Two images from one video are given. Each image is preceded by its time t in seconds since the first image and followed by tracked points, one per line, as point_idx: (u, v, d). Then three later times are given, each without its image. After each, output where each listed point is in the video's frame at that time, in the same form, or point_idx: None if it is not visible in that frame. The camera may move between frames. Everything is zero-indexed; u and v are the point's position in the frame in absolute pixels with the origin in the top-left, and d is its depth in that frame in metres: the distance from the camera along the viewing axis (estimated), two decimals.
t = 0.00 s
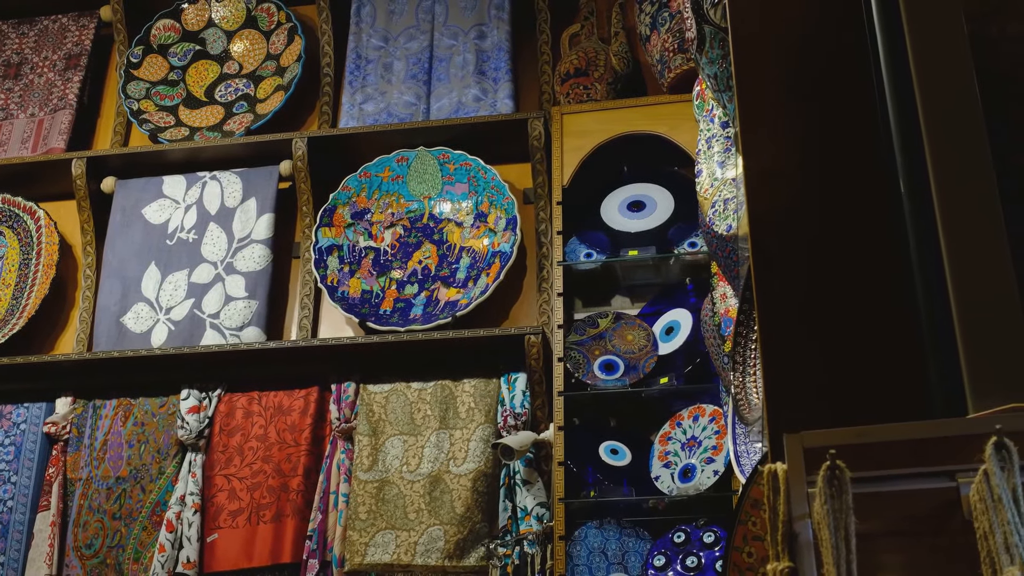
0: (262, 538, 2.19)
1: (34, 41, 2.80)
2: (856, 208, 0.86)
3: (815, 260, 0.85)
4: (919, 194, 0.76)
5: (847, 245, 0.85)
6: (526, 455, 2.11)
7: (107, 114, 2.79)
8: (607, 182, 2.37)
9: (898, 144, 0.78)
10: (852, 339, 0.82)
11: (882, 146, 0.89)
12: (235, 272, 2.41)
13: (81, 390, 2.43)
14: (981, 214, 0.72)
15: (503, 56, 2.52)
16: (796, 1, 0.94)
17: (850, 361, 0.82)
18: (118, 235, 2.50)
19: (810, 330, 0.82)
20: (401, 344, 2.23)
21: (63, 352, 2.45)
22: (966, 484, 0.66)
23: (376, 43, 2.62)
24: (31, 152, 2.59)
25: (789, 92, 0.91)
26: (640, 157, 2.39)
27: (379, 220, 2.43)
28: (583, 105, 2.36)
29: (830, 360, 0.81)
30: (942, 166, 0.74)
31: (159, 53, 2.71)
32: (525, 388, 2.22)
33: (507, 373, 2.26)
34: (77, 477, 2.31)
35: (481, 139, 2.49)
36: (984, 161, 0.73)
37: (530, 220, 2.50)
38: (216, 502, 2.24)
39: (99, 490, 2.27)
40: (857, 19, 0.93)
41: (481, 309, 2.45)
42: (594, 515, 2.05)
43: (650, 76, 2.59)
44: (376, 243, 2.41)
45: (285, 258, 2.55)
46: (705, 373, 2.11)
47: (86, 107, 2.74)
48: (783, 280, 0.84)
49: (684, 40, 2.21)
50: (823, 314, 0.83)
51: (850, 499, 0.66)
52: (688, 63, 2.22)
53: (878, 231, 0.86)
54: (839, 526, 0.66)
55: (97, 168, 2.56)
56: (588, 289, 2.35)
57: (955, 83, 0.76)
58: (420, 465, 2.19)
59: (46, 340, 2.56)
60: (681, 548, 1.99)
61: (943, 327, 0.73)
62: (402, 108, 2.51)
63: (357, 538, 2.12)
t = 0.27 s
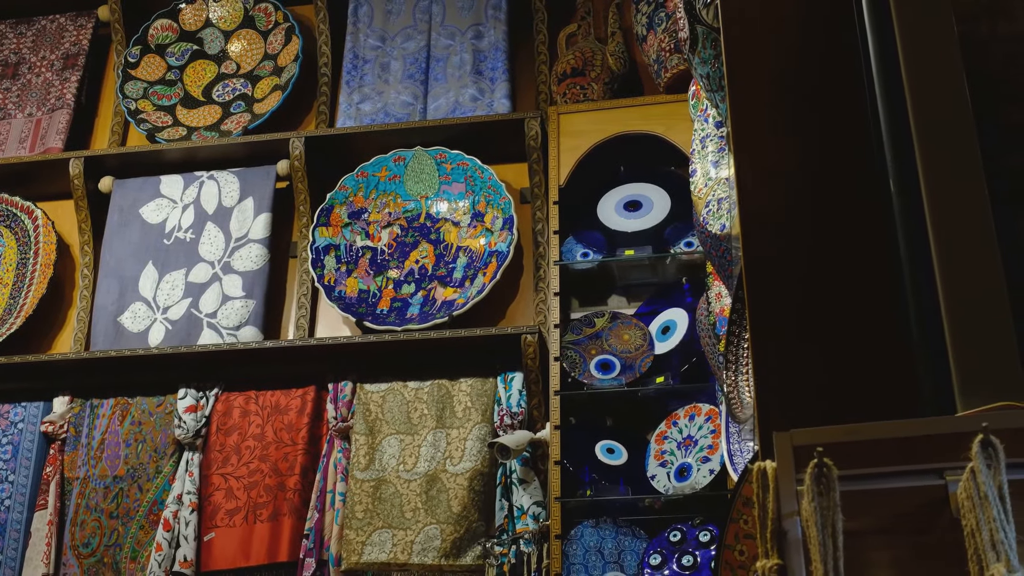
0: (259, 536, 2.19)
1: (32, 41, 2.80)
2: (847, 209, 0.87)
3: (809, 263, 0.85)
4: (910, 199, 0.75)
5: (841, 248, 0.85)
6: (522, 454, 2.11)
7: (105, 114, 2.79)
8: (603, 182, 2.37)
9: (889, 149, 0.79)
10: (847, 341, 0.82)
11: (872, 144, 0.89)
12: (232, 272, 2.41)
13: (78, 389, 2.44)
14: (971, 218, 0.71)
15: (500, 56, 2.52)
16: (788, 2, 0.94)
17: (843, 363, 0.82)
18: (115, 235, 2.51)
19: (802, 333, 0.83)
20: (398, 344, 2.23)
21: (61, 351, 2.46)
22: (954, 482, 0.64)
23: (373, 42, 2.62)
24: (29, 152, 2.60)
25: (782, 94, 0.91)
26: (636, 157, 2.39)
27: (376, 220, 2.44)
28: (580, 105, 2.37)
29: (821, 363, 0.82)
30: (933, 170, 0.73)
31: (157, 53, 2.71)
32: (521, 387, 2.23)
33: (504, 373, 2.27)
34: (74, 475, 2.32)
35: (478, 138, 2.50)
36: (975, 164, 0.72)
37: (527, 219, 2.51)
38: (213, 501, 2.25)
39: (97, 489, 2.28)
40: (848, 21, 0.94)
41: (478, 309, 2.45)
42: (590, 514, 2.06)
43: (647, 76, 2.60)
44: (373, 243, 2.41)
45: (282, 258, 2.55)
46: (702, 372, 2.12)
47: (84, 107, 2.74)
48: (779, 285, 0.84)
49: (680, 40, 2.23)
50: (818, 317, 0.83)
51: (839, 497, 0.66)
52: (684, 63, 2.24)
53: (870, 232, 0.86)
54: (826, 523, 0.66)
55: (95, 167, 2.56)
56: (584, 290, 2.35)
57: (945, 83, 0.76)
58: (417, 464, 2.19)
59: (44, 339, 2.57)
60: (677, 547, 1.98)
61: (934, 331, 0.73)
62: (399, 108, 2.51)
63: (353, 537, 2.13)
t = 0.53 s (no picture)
0: (258, 535, 2.19)
1: (31, 40, 2.80)
2: (846, 210, 0.87)
3: (808, 265, 0.85)
4: (907, 202, 0.76)
5: (839, 249, 0.86)
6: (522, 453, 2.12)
7: (105, 113, 2.79)
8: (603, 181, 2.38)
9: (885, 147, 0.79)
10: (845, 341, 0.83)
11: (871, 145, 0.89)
12: (231, 271, 2.41)
13: (78, 388, 2.44)
14: (969, 220, 0.72)
15: (499, 55, 2.53)
16: (786, 2, 0.95)
17: (842, 363, 0.82)
18: (115, 233, 2.51)
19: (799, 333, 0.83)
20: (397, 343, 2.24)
21: (61, 350, 2.46)
22: (952, 480, 0.64)
23: (372, 42, 2.62)
24: (29, 151, 2.60)
25: (779, 96, 0.91)
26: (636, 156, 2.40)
27: (376, 219, 2.44)
28: (579, 104, 2.36)
29: (821, 363, 0.82)
30: (930, 172, 0.74)
31: (156, 52, 2.71)
32: (521, 386, 2.23)
33: (503, 372, 2.27)
34: (74, 474, 2.32)
35: (477, 138, 2.50)
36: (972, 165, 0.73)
37: (526, 218, 2.51)
38: (213, 500, 2.25)
39: (97, 487, 2.28)
40: (846, 21, 0.94)
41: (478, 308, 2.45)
42: (589, 513, 2.06)
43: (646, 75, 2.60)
44: (373, 241, 2.42)
45: (281, 257, 2.55)
46: (701, 370, 2.12)
47: (84, 106, 2.74)
48: (777, 286, 0.84)
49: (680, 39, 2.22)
50: (817, 318, 0.83)
51: (837, 494, 0.66)
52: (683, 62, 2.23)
53: (868, 232, 0.86)
54: (823, 521, 0.66)
55: (95, 166, 2.56)
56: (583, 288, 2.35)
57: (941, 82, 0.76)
58: (416, 463, 2.19)
59: (44, 338, 2.57)
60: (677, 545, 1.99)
61: (932, 333, 0.73)
62: (399, 107, 2.52)
63: (353, 536, 2.13)
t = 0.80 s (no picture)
0: (259, 534, 2.19)
1: (32, 39, 2.80)
2: (847, 210, 0.87)
3: (808, 264, 0.85)
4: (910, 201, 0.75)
5: (840, 249, 0.85)
6: (522, 452, 2.11)
7: (105, 112, 2.79)
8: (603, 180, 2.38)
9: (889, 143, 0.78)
10: (847, 341, 0.82)
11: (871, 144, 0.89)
12: (232, 270, 2.41)
13: (78, 387, 2.44)
14: (972, 221, 0.71)
15: (500, 54, 2.52)
16: (786, 2, 0.95)
17: (844, 363, 0.82)
18: (115, 232, 2.51)
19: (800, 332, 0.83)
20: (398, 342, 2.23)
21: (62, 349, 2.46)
22: (955, 479, 0.64)
23: (373, 40, 2.62)
24: (29, 150, 2.59)
25: (779, 96, 0.91)
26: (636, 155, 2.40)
27: (377, 218, 2.44)
28: (580, 103, 2.36)
29: (822, 363, 0.82)
30: (933, 171, 0.74)
31: (157, 51, 2.71)
32: (521, 385, 2.23)
33: (504, 371, 2.27)
34: (74, 473, 2.32)
35: (478, 137, 2.50)
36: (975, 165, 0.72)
37: (527, 218, 2.51)
38: (214, 499, 2.25)
39: (97, 486, 2.28)
40: (846, 20, 0.94)
41: (478, 307, 2.45)
42: (590, 512, 2.06)
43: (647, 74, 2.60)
44: (374, 241, 2.42)
45: (282, 256, 2.55)
46: (702, 370, 2.11)
47: (84, 105, 2.74)
48: (778, 286, 0.84)
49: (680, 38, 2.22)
50: (818, 318, 0.83)
51: (839, 494, 0.65)
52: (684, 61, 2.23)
53: (869, 232, 0.86)
54: (826, 520, 0.65)
55: (95, 165, 2.56)
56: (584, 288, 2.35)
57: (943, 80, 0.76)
58: (417, 462, 2.19)
59: (44, 337, 2.57)
60: (678, 544, 1.98)
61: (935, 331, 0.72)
62: (399, 106, 2.51)
63: (354, 535, 2.13)
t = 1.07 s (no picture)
0: (260, 536, 2.19)
1: (33, 40, 2.80)
2: (849, 210, 0.87)
3: (810, 265, 0.85)
4: (913, 200, 0.75)
5: (842, 249, 0.85)
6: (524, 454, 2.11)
7: (106, 113, 2.79)
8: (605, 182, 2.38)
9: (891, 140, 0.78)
10: (848, 341, 0.83)
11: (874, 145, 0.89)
12: (233, 271, 2.41)
13: (79, 388, 2.44)
14: (975, 221, 0.71)
15: (501, 55, 2.52)
16: (791, 2, 0.94)
17: (845, 364, 0.82)
18: (117, 234, 2.51)
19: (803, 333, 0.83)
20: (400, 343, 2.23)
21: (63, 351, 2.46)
22: (960, 482, 0.64)
23: (374, 42, 2.62)
24: (30, 151, 2.59)
25: (783, 96, 0.91)
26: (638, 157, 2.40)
27: (378, 219, 2.44)
28: (582, 104, 2.36)
29: (823, 364, 0.82)
30: (937, 173, 0.74)
31: (158, 52, 2.71)
32: (523, 387, 2.23)
33: (506, 373, 2.27)
34: (75, 475, 2.32)
35: (479, 138, 2.50)
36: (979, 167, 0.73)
37: (528, 219, 2.51)
38: (215, 500, 2.25)
39: (98, 488, 2.28)
40: (850, 20, 0.94)
41: (480, 308, 2.45)
42: (592, 513, 2.06)
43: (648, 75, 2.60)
44: (375, 242, 2.41)
45: (283, 257, 2.55)
46: (703, 372, 2.11)
47: (85, 106, 2.74)
48: (780, 287, 0.84)
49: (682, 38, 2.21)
50: (821, 319, 0.83)
51: (845, 497, 0.66)
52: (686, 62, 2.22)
53: (872, 232, 0.86)
54: (833, 524, 0.65)
55: (96, 166, 2.56)
56: (585, 289, 2.35)
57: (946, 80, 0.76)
58: (419, 464, 2.19)
59: (45, 338, 2.57)
60: (679, 546, 1.98)
61: (938, 331, 0.72)
62: (401, 107, 2.51)
63: (355, 537, 2.13)
